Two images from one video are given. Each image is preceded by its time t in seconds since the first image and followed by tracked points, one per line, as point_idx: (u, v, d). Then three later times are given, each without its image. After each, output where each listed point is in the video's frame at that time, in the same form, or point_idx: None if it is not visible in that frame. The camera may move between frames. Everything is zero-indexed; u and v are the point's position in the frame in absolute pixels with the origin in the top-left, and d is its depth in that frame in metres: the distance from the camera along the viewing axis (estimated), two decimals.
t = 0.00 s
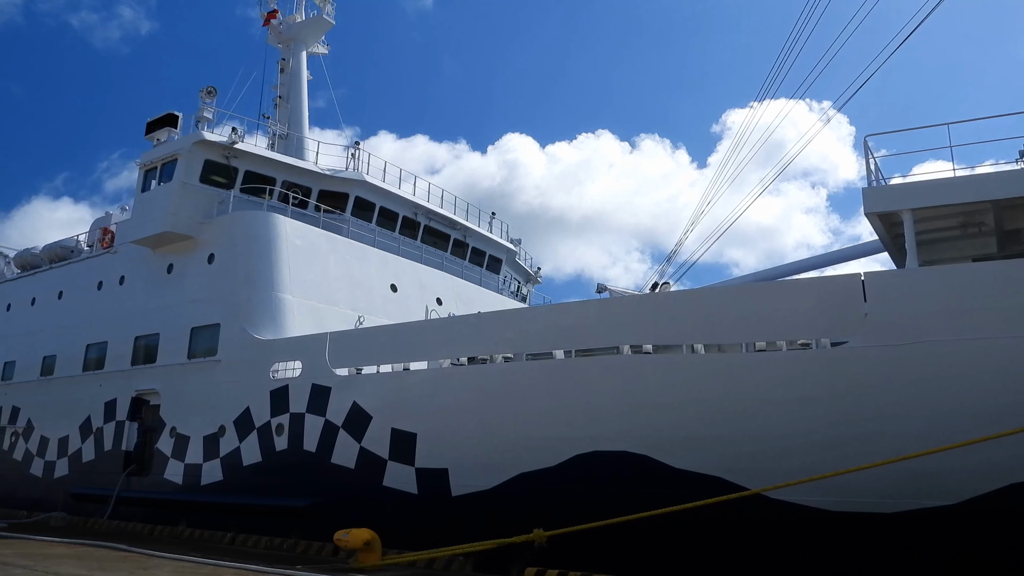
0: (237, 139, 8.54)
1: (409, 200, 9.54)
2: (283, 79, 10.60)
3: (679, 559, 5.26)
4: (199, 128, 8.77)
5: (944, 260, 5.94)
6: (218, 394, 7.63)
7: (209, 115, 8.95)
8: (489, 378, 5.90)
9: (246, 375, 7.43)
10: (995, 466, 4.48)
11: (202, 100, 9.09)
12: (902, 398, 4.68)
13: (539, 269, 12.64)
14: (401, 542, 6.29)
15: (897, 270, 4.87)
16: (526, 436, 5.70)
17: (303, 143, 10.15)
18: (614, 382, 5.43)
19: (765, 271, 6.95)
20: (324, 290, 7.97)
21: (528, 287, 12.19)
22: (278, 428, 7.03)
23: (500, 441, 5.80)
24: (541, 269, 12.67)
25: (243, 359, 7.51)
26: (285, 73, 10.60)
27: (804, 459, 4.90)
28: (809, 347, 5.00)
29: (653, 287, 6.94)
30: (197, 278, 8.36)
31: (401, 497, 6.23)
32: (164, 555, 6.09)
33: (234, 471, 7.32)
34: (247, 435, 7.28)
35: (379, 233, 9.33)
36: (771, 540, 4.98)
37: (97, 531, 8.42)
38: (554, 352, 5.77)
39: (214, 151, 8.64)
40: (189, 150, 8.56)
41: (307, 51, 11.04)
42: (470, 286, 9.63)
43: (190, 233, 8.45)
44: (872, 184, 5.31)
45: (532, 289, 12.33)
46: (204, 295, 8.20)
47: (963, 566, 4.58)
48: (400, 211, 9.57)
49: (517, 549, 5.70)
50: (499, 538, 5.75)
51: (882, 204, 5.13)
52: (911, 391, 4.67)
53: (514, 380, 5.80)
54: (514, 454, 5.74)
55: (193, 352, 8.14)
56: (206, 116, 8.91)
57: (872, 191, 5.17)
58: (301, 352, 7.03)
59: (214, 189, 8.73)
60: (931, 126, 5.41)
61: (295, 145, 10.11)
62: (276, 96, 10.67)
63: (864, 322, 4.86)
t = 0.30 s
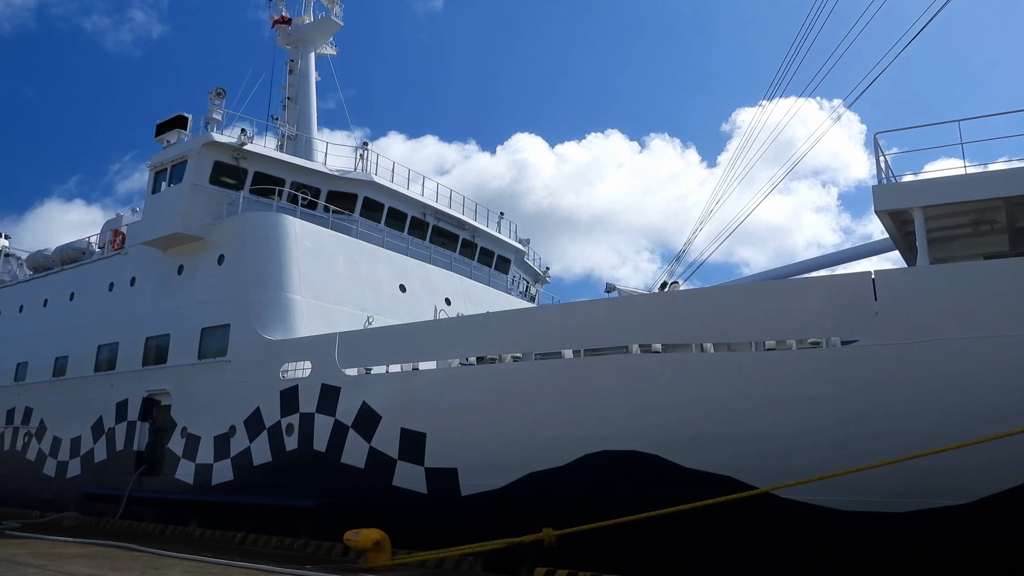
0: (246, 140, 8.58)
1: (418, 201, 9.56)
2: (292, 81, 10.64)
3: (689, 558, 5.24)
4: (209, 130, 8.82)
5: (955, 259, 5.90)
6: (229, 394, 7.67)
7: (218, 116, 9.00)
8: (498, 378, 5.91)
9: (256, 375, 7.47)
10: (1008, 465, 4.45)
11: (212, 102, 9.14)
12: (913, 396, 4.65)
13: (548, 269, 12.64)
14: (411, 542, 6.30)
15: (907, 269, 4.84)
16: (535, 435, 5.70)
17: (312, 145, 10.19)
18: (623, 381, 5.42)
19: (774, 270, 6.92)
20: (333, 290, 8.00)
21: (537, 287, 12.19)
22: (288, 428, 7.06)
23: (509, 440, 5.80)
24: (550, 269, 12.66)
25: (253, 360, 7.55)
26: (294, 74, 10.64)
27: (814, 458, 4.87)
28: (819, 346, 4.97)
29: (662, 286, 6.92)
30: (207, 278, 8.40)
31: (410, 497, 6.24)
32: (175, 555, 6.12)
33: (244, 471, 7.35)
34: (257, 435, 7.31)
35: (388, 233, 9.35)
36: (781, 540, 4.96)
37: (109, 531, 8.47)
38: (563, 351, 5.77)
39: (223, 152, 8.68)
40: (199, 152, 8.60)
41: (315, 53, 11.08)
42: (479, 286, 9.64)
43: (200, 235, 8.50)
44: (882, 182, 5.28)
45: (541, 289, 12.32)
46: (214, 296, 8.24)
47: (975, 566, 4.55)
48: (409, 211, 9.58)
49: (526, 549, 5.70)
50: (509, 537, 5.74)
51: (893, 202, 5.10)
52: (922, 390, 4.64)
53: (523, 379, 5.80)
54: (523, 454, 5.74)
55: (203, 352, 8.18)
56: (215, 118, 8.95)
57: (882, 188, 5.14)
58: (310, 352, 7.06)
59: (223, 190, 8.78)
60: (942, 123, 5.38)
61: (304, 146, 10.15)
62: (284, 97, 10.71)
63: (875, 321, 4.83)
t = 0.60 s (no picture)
0: (256, 142, 8.62)
1: (427, 201, 9.57)
2: (301, 82, 10.68)
3: (700, 558, 5.23)
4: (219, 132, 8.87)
5: (968, 256, 5.86)
6: (240, 394, 7.70)
7: (228, 118, 9.05)
8: (508, 377, 5.91)
9: (267, 375, 7.50)
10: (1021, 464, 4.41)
11: (222, 104, 9.19)
12: (925, 395, 4.62)
13: (557, 269, 12.63)
14: (421, 542, 6.31)
15: (919, 266, 4.81)
16: (545, 435, 5.69)
17: (322, 146, 10.23)
18: (633, 381, 5.41)
19: (785, 269, 6.89)
20: (343, 291, 8.02)
21: (546, 287, 12.19)
22: (299, 428, 7.09)
23: (519, 440, 5.80)
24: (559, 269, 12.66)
25: (264, 360, 7.58)
26: (303, 76, 10.69)
27: (826, 457, 4.84)
28: (830, 344, 4.94)
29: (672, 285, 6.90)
30: (218, 279, 8.45)
31: (421, 497, 6.25)
32: (187, 555, 6.15)
33: (255, 471, 7.39)
34: (268, 435, 7.34)
35: (397, 234, 9.37)
36: (793, 540, 4.94)
37: (122, 531, 8.53)
38: (573, 351, 5.77)
39: (233, 154, 8.72)
40: (209, 154, 8.65)
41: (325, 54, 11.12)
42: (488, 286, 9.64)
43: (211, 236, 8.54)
44: (893, 180, 5.25)
45: (550, 289, 12.32)
46: (225, 297, 8.28)
47: (989, 565, 4.51)
48: (418, 212, 9.60)
49: (537, 548, 5.69)
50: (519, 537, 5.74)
51: (904, 199, 5.07)
52: (934, 388, 4.60)
53: (533, 379, 5.80)
54: (533, 453, 5.74)
55: (214, 353, 8.23)
56: (226, 119, 9.00)
57: (893, 186, 5.11)
58: (321, 353, 7.08)
59: (234, 192, 8.82)
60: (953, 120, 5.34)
61: (314, 147, 10.19)
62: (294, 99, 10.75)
63: (886, 319, 4.80)
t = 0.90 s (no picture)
0: (266, 143, 8.66)
1: (436, 201, 9.59)
2: (311, 84, 10.71)
3: (710, 559, 5.21)
4: (229, 133, 8.91)
5: (980, 254, 5.82)
6: (251, 395, 7.74)
7: (238, 120, 9.09)
8: (517, 377, 5.91)
9: (277, 376, 7.53)
10: None
11: (232, 106, 9.23)
12: (937, 394, 4.59)
13: (566, 269, 12.63)
14: (432, 542, 6.32)
15: (930, 264, 4.79)
16: (556, 435, 5.69)
17: (331, 147, 10.26)
18: (643, 380, 5.39)
19: (796, 268, 6.85)
20: (353, 291, 8.05)
21: (555, 287, 12.18)
22: (310, 428, 7.12)
23: (529, 440, 5.80)
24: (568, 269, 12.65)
25: (274, 361, 7.61)
26: (312, 78, 10.72)
27: (837, 456, 4.82)
28: (841, 343, 4.92)
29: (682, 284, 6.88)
30: (229, 280, 8.49)
31: (431, 497, 6.26)
32: (199, 555, 6.18)
33: (266, 472, 7.42)
34: (279, 436, 7.37)
35: (407, 234, 9.39)
36: (804, 539, 4.92)
37: (134, 531, 8.59)
38: (583, 351, 5.76)
39: (243, 156, 8.76)
40: (220, 155, 8.69)
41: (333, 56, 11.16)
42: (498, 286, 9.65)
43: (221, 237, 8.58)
44: (904, 177, 5.22)
45: (560, 289, 12.31)
46: (235, 298, 8.33)
47: (1002, 565, 4.48)
48: (427, 212, 9.62)
49: (547, 548, 5.69)
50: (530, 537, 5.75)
51: (915, 197, 5.04)
52: (946, 387, 4.57)
53: (543, 379, 5.80)
54: (544, 453, 5.74)
55: (225, 354, 8.27)
56: (236, 121, 9.04)
57: (904, 184, 5.08)
58: (331, 353, 7.10)
59: (244, 193, 8.86)
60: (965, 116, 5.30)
61: (323, 148, 10.22)
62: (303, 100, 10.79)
63: (898, 318, 4.77)
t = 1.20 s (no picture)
0: (276, 145, 8.70)
1: (446, 202, 9.60)
2: (320, 86, 10.75)
3: (722, 559, 5.19)
4: (239, 135, 8.95)
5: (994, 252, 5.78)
6: (262, 396, 7.77)
7: (248, 122, 9.13)
8: (528, 377, 5.91)
9: (288, 376, 7.56)
10: None
11: (242, 108, 9.28)
12: (951, 393, 4.55)
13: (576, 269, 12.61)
14: (442, 542, 6.33)
15: (943, 262, 4.75)
16: (566, 435, 5.69)
17: (341, 148, 10.30)
18: (654, 379, 5.38)
19: (807, 267, 6.82)
20: (363, 292, 8.07)
21: (565, 287, 12.17)
22: (321, 428, 7.14)
23: (539, 440, 5.80)
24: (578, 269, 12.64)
25: (285, 361, 7.64)
26: (322, 80, 10.76)
27: (850, 456, 4.79)
28: (853, 342, 4.89)
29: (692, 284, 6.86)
30: (240, 281, 8.53)
31: (441, 497, 6.27)
32: (212, 555, 6.21)
33: (277, 472, 7.45)
34: (290, 436, 7.40)
35: (416, 235, 9.41)
36: (816, 539, 4.89)
37: (147, 531, 8.64)
38: (593, 350, 5.75)
39: (254, 157, 8.80)
40: (230, 157, 8.73)
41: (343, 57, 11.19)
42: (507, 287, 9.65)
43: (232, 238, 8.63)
44: (916, 175, 5.18)
45: (570, 289, 12.30)
46: (246, 300, 8.36)
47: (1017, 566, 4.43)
48: (436, 213, 9.63)
49: (558, 548, 5.69)
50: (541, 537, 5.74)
51: (928, 195, 5.00)
52: (960, 386, 4.53)
53: (553, 379, 5.79)
54: (554, 453, 5.73)
55: (236, 355, 8.31)
56: (246, 123, 9.09)
57: (916, 182, 5.04)
58: (341, 353, 7.12)
59: (254, 194, 8.90)
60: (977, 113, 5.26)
61: (333, 149, 10.26)
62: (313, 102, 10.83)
63: (910, 316, 4.74)
